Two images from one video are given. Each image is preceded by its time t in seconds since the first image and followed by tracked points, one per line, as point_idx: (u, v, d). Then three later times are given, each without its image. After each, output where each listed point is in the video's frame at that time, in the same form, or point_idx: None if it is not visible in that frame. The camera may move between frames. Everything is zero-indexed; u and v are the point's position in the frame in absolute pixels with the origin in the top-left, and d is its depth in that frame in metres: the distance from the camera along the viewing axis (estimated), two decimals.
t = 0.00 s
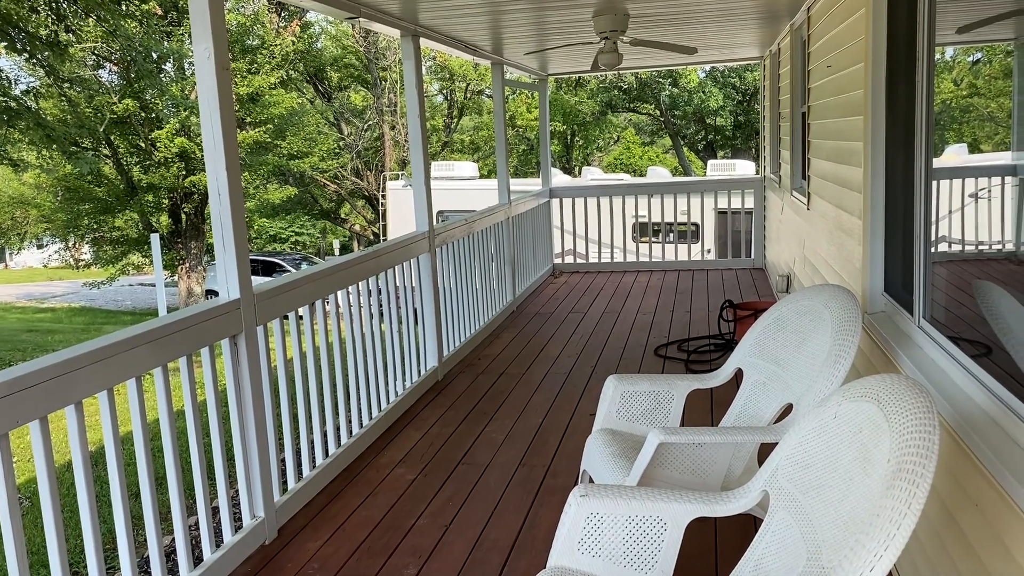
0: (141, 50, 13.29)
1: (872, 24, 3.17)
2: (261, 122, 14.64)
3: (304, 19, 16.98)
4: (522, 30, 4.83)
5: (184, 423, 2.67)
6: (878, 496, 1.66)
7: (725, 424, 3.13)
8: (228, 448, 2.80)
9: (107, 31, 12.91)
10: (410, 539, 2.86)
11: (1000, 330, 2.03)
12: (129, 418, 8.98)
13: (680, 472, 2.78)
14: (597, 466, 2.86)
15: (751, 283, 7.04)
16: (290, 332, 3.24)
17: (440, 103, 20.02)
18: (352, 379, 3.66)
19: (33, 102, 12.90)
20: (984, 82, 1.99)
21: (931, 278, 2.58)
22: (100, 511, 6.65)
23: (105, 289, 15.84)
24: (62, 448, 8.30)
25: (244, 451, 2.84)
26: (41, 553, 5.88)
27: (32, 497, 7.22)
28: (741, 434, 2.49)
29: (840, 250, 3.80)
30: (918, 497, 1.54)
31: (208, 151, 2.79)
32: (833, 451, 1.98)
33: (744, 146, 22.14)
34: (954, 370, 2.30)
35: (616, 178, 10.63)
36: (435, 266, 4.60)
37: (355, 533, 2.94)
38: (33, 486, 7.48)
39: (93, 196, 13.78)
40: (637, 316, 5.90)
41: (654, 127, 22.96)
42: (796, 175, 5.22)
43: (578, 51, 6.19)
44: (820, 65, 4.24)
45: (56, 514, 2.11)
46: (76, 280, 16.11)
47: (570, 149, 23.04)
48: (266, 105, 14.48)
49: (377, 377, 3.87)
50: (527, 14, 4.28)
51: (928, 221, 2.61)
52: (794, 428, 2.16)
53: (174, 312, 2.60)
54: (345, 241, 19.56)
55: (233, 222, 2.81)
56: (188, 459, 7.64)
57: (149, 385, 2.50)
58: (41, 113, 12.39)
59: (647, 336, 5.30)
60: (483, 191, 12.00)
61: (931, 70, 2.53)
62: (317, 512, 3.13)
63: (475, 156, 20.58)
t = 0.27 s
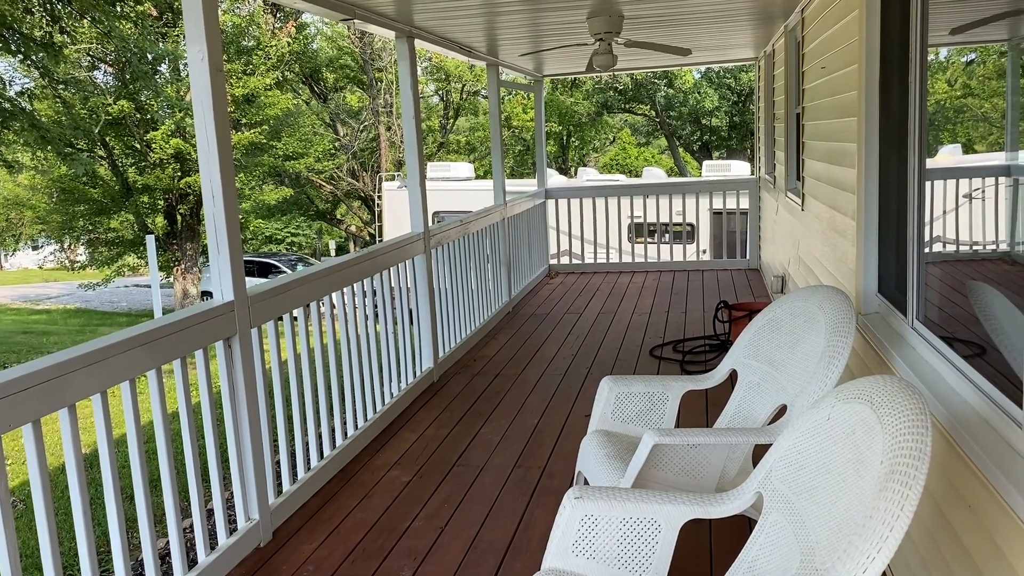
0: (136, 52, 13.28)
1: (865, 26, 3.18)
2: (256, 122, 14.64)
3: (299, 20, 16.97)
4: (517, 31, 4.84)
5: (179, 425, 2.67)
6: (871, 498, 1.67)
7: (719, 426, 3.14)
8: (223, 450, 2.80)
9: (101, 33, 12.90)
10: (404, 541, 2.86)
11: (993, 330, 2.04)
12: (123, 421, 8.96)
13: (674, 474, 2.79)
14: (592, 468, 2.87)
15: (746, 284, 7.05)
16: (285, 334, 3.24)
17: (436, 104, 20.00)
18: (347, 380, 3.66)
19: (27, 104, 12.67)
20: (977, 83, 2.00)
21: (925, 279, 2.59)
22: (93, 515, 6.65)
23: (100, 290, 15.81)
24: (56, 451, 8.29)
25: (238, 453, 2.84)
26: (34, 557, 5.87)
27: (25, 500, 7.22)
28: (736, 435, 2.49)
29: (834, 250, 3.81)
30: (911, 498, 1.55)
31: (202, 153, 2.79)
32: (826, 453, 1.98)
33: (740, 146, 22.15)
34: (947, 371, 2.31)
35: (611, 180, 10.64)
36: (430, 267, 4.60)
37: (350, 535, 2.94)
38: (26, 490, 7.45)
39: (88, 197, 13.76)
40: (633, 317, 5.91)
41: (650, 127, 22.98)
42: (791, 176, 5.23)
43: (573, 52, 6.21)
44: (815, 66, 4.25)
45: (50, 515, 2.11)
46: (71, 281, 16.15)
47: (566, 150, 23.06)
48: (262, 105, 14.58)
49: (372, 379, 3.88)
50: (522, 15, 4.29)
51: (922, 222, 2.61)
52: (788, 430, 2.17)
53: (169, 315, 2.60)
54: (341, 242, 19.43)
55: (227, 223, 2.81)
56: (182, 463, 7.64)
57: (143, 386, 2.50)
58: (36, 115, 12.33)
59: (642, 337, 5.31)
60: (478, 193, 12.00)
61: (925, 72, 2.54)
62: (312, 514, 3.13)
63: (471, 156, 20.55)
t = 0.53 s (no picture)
0: (131, 52, 13.26)
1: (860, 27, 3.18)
2: (251, 123, 14.59)
3: (295, 20, 16.94)
4: (512, 32, 4.84)
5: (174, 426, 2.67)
6: (866, 499, 1.67)
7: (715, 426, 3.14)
8: (218, 451, 2.80)
9: (96, 34, 12.88)
10: (400, 543, 2.86)
11: (989, 331, 2.04)
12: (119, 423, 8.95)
13: (670, 475, 2.79)
14: (587, 468, 2.87)
15: (742, 284, 7.07)
16: (281, 335, 3.23)
17: (432, 105, 19.99)
18: (343, 382, 3.66)
19: (21, 105, 12.73)
20: (972, 83, 2.00)
21: (920, 279, 2.59)
22: (88, 517, 6.64)
23: (95, 291, 15.77)
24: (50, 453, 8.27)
25: (233, 455, 2.85)
26: (29, 559, 5.86)
27: (20, 502, 7.21)
28: (731, 435, 2.49)
29: (829, 251, 3.82)
30: (906, 499, 1.55)
31: (197, 154, 2.79)
32: (821, 453, 1.98)
33: (735, 147, 22.15)
34: (942, 371, 2.31)
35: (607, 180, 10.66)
36: (426, 268, 4.60)
37: (345, 537, 2.94)
38: (21, 492, 7.44)
39: (83, 199, 13.75)
40: (629, 317, 5.91)
41: (645, 128, 22.99)
42: (787, 176, 5.23)
43: (568, 53, 6.21)
44: (810, 66, 4.26)
45: (44, 518, 2.11)
46: (67, 283, 16.15)
47: (562, 150, 23.10)
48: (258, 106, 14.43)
49: (368, 380, 3.87)
50: (518, 15, 4.29)
51: (917, 222, 2.62)
52: (783, 431, 2.17)
53: (164, 316, 2.59)
54: (337, 243, 19.15)
55: (222, 224, 2.80)
56: (176, 464, 7.63)
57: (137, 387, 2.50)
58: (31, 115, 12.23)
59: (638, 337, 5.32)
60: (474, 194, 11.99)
61: (920, 73, 2.54)
62: (308, 516, 3.13)
63: (467, 157, 20.55)
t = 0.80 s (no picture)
0: (128, 53, 13.25)
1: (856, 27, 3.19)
2: (248, 124, 14.65)
3: (292, 21, 16.92)
4: (509, 32, 4.84)
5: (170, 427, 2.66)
6: (863, 499, 1.67)
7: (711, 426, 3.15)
8: (214, 452, 2.79)
9: (92, 35, 12.87)
10: (397, 544, 2.86)
11: (985, 330, 2.05)
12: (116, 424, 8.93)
13: (667, 475, 2.79)
14: (585, 468, 2.87)
15: (739, 284, 7.08)
16: (278, 336, 3.23)
17: (429, 105, 19.99)
18: (340, 382, 3.66)
19: (17, 105, 12.75)
20: (968, 83, 2.01)
21: (917, 279, 2.60)
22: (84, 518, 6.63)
23: (92, 292, 15.72)
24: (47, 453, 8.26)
25: (230, 455, 2.84)
26: (25, 560, 5.85)
27: (16, 503, 7.19)
28: (729, 435, 2.49)
29: (826, 251, 3.82)
30: (903, 499, 1.55)
31: (193, 154, 2.78)
32: (818, 452, 1.99)
33: (732, 148, 22.16)
34: (939, 371, 2.31)
35: (603, 180, 10.68)
36: (423, 269, 4.60)
37: (342, 538, 2.93)
38: (17, 493, 7.43)
39: (79, 199, 13.75)
40: (626, 318, 5.92)
41: (642, 129, 23.00)
42: (783, 176, 5.23)
43: (565, 53, 6.21)
44: (807, 66, 4.26)
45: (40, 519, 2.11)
46: (63, 284, 16.03)
47: (559, 150, 23.12)
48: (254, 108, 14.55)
49: (365, 381, 3.87)
50: (515, 16, 4.29)
51: (914, 222, 2.62)
52: (780, 431, 2.17)
53: (160, 317, 2.59)
54: (334, 243, 19.10)
55: (219, 225, 2.80)
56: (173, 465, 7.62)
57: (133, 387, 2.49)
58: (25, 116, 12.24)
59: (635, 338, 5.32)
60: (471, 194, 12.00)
61: (916, 73, 2.54)
62: (304, 516, 3.12)
63: (464, 157, 20.55)
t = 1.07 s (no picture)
0: (124, 54, 13.24)
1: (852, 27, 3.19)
2: (245, 124, 14.68)
3: (289, 21, 16.91)
4: (507, 32, 4.83)
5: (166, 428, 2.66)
6: (860, 498, 1.67)
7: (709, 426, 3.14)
8: (211, 453, 2.79)
9: (89, 35, 12.87)
10: (395, 544, 2.85)
11: (982, 330, 2.05)
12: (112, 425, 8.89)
13: (664, 475, 2.79)
14: (582, 468, 2.87)
15: (736, 284, 7.09)
16: (275, 336, 3.23)
17: (426, 105, 19.98)
18: (337, 383, 3.66)
19: (13, 106, 12.64)
20: (964, 84, 2.01)
21: (914, 278, 2.60)
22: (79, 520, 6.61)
23: (88, 293, 15.65)
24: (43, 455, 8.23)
25: (227, 455, 2.83)
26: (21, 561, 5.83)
27: (12, 505, 7.17)
28: (726, 435, 2.49)
29: (823, 251, 3.82)
30: (900, 498, 1.55)
31: (190, 154, 2.78)
32: (815, 452, 1.99)
33: (729, 148, 22.18)
34: (936, 371, 2.32)
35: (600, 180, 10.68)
36: (420, 269, 4.60)
37: (340, 539, 2.93)
38: (12, 494, 7.39)
39: (76, 200, 13.71)
40: (624, 318, 5.92)
41: (639, 129, 22.99)
42: (780, 176, 5.24)
43: (562, 53, 6.21)
44: (804, 66, 4.26)
45: (36, 519, 2.10)
46: (60, 285, 15.89)
47: (556, 151, 23.13)
48: (251, 108, 14.59)
49: (362, 381, 3.87)
50: (512, 16, 4.29)
51: (910, 223, 2.63)
52: (777, 431, 2.17)
53: (157, 317, 2.59)
54: (332, 244, 19.02)
55: (215, 225, 2.80)
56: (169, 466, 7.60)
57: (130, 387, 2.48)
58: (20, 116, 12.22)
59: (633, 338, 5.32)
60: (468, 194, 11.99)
61: (913, 72, 2.54)
62: (302, 517, 3.12)
63: (461, 158, 20.54)
